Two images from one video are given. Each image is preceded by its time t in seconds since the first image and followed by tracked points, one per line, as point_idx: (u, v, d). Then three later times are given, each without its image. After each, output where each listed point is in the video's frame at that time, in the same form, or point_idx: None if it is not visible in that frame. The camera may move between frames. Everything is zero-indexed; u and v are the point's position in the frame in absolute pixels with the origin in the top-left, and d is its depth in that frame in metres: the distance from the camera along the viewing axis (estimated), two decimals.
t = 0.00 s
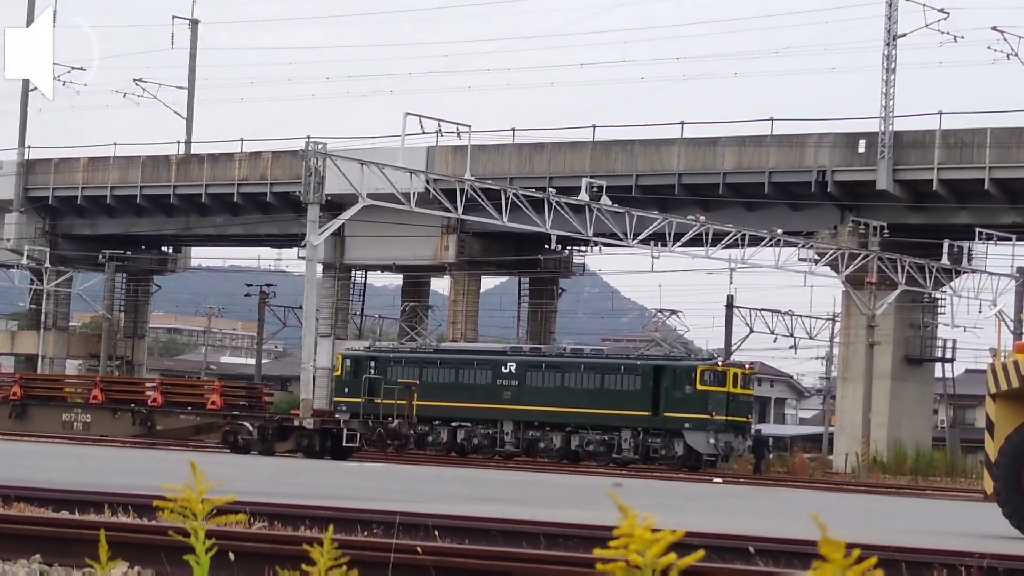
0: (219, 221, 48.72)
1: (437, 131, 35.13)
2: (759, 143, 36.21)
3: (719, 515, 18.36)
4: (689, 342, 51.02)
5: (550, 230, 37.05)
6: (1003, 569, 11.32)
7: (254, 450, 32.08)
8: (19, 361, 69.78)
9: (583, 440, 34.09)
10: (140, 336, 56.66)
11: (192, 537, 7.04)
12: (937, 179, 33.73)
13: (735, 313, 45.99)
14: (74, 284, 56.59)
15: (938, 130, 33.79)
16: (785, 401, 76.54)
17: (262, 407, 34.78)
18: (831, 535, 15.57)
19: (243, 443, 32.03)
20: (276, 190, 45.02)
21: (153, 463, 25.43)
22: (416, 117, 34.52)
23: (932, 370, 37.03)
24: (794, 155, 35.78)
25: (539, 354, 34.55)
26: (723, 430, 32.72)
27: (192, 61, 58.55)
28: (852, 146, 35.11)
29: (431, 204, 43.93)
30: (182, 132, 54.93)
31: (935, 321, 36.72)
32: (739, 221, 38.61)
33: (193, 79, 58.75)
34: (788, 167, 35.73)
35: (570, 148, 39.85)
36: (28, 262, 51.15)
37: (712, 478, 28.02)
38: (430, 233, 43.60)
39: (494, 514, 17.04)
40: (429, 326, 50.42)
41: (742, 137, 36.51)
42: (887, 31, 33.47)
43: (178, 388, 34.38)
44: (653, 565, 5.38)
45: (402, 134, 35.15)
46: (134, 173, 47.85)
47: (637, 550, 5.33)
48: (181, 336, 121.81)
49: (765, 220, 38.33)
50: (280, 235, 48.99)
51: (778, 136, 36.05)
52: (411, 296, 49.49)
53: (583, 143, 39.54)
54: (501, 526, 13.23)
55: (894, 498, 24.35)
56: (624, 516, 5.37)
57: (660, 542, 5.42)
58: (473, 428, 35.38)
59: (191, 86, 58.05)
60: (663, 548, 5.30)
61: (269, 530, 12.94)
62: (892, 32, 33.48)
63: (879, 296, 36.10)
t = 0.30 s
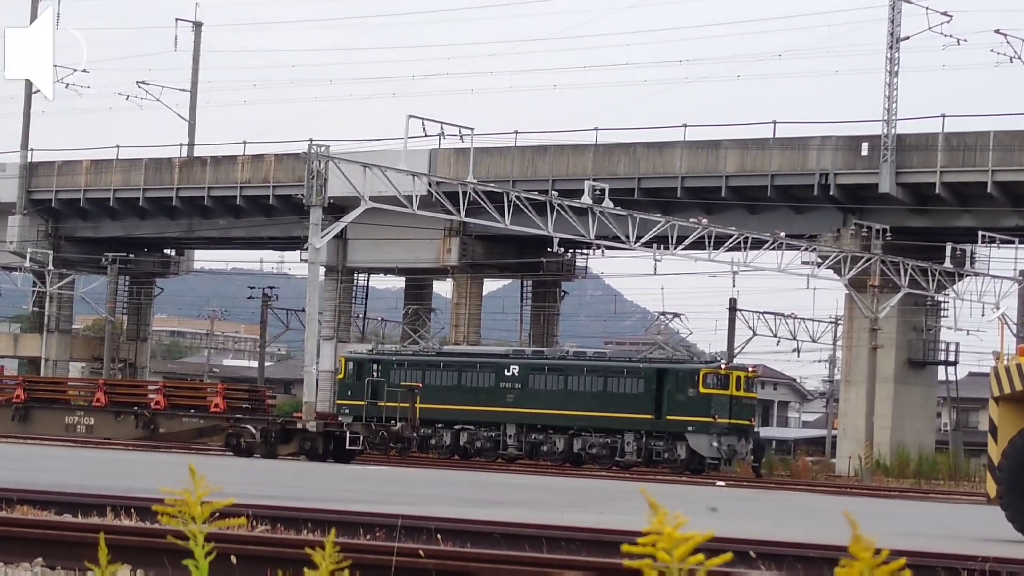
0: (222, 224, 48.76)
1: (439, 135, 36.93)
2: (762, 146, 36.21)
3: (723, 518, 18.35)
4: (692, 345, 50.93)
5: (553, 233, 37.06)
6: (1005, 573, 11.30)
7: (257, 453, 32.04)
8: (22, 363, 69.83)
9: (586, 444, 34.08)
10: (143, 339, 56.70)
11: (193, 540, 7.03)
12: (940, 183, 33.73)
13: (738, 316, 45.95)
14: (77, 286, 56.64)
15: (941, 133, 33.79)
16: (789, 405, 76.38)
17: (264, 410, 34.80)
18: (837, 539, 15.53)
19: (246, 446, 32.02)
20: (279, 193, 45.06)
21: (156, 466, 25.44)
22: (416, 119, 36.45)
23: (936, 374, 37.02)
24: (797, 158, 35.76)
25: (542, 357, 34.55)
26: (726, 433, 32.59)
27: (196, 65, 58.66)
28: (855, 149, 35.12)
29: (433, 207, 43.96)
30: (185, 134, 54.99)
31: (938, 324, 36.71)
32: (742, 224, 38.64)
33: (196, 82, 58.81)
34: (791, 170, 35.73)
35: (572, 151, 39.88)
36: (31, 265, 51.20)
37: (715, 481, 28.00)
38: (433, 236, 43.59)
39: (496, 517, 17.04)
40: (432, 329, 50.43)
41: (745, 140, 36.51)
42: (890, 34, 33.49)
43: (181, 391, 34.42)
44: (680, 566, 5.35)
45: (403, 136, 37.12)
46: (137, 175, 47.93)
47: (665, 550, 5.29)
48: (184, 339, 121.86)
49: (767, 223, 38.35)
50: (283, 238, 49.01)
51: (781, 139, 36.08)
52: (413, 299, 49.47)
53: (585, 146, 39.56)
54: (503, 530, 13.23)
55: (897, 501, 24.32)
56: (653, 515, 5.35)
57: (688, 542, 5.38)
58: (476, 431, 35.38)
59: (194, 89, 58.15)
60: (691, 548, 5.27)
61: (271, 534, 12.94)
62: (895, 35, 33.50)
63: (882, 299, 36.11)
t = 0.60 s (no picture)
0: (222, 227, 48.78)
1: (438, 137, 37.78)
2: (762, 148, 36.24)
3: (726, 521, 18.35)
4: (692, 348, 50.92)
5: (553, 236, 37.07)
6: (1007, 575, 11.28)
7: (257, 456, 32.04)
8: (22, 366, 69.78)
9: (586, 446, 34.06)
10: (143, 342, 56.71)
11: (196, 544, 7.05)
12: (940, 185, 33.75)
13: (738, 319, 45.96)
14: (77, 289, 56.64)
15: (941, 136, 33.83)
16: (789, 407, 76.39)
17: (264, 412, 34.80)
18: (839, 541, 15.52)
19: (247, 449, 32.01)
20: (279, 196, 45.08)
21: (156, 469, 25.43)
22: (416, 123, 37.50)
23: (936, 377, 37.02)
24: (797, 161, 35.77)
25: (542, 360, 34.57)
26: (726, 437, 32.54)
27: (196, 68, 58.71)
28: (855, 152, 35.13)
29: (433, 210, 43.98)
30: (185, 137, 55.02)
31: (939, 327, 36.69)
32: (742, 227, 38.64)
33: (196, 85, 58.85)
34: (791, 173, 35.76)
35: (572, 154, 39.89)
36: (31, 268, 51.20)
37: (716, 485, 27.98)
38: (433, 239, 43.61)
39: (496, 519, 17.05)
40: (432, 331, 50.44)
41: (745, 143, 36.53)
42: (890, 36, 33.52)
43: (181, 394, 34.43)
44: (679, 569, 5.42)
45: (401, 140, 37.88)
46: (138, 178, 47.94)
47: (663, 554, 5.37)
48: (185, 341, 121.85)
49: (768, 225, 38.35)
50: (283, 241, 49.03)
51: (781, 142, 36.10)
52: (413, 302, 49.48)
53: (586, 149, 39.58)
54: (504, 533, 13.25)
55: (898, 504, 24.30)
56: (653, 519, 5.44)
57: (686, 544, 5.44)
58: (476, 433, 35.36)
59: (194, 92, 58.20)
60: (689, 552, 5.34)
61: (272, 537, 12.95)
62: (895, 38, 33.52)
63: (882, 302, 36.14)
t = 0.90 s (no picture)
0: (222, 230, 48.82)
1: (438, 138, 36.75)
2: (762, 152, 36.27)
3: (727, 525, 18.33)
4: (692, 351, 50.95)
5: (554, 239, 37.08)
6: None
7: (258, 459, 32.09)
8: (21, 369, 69.76)
9: (587, 449, 34.11)
10: (143, 345, 56.73)
11: (200, 546, 7.03)
12: (940, 189, 33.77)
13: (738, 322, 45.99)
14: (77, 293, 56.65)
15: (941, 139, 33.84)
16: (788, 410, 76.48)
17: (264, 416, 34.79)
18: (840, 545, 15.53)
19: (247, 453, 32.04)
20: (279, 200, 45.11)
21: (157, 473, 25.46)
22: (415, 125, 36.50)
23: (936, 379, 37.07)
24: (797, 164, 35.82)
25: (542, 363, 34.56)
26: (726, 439, 32.62)
27: (196, 72, 58.74)
28: (855, 155, 35.13)
29: (433, 213, 43.98)
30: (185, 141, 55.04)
31: (939, 329, 36.68)
32: (742, 230, 38.52)
33: (196, 89, 58.88)
34: (791, 176, 35.78)
35: (572, 158, 39.90)
36: (31, 272, 51.20)
37: (716, 487, 28.01)
38: (434, 243, 43.65)
39: (497, 523, 17.05)
40: (433, 335, 50.50)
41: (745, 146, 36.54)
42: (890, 40, 33.53)
43: (181, 398, 34.46)
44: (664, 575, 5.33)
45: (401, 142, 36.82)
46: (138, 182, 47.96)
47: (647, 559, 5.30)
48: (184, 344, 121.86)
49: (768, 229, 38.35)
50: (283, 244, 49.05)
51: (781, 145, 36.14)
52: (413, 305, 49.53)
53: (586, 152, 39.60)
54: (505, 536, 13.26)
55: (899, 507, 24.32)
56: (633, 525, 5.32)
57: (670, 548, 5.35)
58: (476, 437, 35.37)
59: (194, 96, 58.24)
60: (674, 556, 5.25)
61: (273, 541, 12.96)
62: (895, 41, 33.54)
63: (882, 304, 36.16)
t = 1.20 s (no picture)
0: (223, 233, 48.82)
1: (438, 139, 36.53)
2: (762, 153, 36.27)
3: (728, 527, 18.30)
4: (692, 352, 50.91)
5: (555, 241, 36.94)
6: None
7: (259, 461, 32.08)
8: (23, 373, 69.70)
9: (588, 451, 34.09)
10: (144, 347, 56.73)
11: (200, 549, 7.02)
12: (941, 190, 33.76)
13: (739, 324, 45.94)
14: (78, 295, 56.65)
15: (941, 140, 33.83)
16: (789, 412, 76.48)
17: (266, 418, 34.71)
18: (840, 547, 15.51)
19: (248, 455, 32.05)
20: (280, 202, 45.12)
21: (158, 475, 25.46)
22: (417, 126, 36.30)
23: (937, 381, 37.04)
24: (798, 166, 35.81)
25: (543, 365, 34.54)
26: (727, 441, 32.62)
27: (196, 74, 58.77)
28: (856, 156, 35.11)
29: (434, 215, 43.98)
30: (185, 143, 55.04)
31: (940, 331, 36.63)
32: (743, 232, 38.55)
33: (196, 91, 58.88)
34: (792, 178, 35.78)
35: (573, 160, 39.91)
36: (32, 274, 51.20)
37: (717, 489, 27.99)
38: (435, 245, 43.65)
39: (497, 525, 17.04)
40: (434, 337, 50.50)
41: (746, 147, 36.55)
42: (891, 41, 33.52)
43: (182, 400, 34.45)
44: None
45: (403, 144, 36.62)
46: (138, 184, 47.98)
47: (648, 562, 5.27)
48: (185, 346, 121.82)
49: (769, 231, 38.35)
50: (284, 246, 49.07)
51: (781, 147, 36.13)
52: (414, 307, 49.52)
53: (586, 154, 39.60)
54: (506, 538, 13.24)
55: (900, 508, 24.29)
56: (635, 527, 5.28)
57: (670, 550, 5.33)
58: (477, 439, 35.38)
59: (195, 98, 58.26)
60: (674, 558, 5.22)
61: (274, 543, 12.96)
62: (896, 42, 33.54)
63: (883, 306, 36.15)
